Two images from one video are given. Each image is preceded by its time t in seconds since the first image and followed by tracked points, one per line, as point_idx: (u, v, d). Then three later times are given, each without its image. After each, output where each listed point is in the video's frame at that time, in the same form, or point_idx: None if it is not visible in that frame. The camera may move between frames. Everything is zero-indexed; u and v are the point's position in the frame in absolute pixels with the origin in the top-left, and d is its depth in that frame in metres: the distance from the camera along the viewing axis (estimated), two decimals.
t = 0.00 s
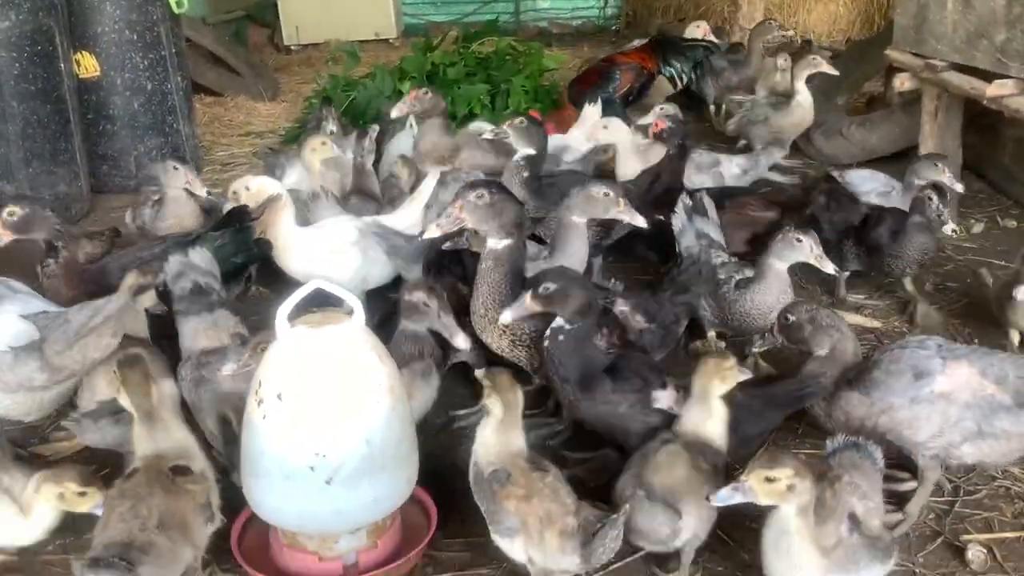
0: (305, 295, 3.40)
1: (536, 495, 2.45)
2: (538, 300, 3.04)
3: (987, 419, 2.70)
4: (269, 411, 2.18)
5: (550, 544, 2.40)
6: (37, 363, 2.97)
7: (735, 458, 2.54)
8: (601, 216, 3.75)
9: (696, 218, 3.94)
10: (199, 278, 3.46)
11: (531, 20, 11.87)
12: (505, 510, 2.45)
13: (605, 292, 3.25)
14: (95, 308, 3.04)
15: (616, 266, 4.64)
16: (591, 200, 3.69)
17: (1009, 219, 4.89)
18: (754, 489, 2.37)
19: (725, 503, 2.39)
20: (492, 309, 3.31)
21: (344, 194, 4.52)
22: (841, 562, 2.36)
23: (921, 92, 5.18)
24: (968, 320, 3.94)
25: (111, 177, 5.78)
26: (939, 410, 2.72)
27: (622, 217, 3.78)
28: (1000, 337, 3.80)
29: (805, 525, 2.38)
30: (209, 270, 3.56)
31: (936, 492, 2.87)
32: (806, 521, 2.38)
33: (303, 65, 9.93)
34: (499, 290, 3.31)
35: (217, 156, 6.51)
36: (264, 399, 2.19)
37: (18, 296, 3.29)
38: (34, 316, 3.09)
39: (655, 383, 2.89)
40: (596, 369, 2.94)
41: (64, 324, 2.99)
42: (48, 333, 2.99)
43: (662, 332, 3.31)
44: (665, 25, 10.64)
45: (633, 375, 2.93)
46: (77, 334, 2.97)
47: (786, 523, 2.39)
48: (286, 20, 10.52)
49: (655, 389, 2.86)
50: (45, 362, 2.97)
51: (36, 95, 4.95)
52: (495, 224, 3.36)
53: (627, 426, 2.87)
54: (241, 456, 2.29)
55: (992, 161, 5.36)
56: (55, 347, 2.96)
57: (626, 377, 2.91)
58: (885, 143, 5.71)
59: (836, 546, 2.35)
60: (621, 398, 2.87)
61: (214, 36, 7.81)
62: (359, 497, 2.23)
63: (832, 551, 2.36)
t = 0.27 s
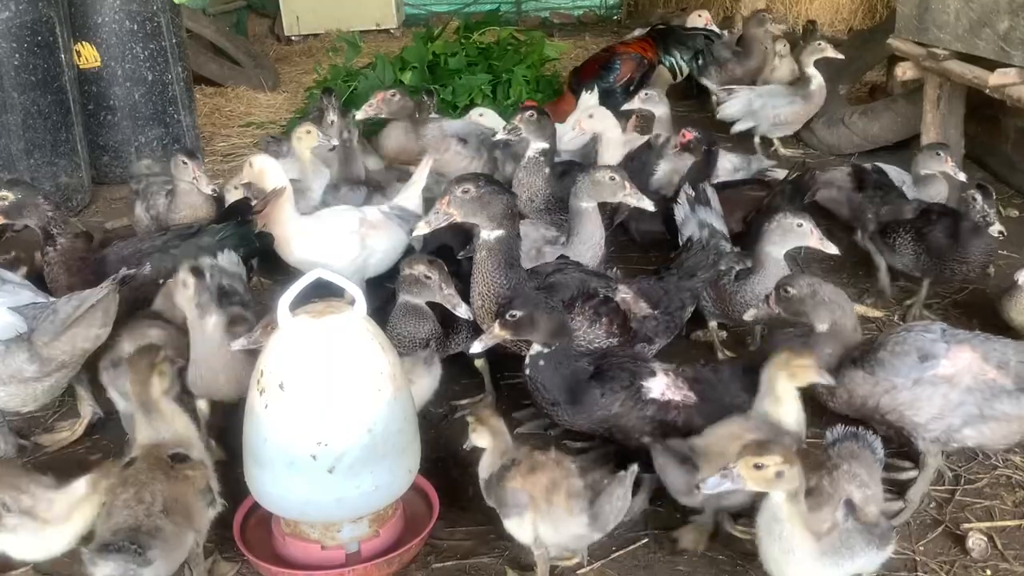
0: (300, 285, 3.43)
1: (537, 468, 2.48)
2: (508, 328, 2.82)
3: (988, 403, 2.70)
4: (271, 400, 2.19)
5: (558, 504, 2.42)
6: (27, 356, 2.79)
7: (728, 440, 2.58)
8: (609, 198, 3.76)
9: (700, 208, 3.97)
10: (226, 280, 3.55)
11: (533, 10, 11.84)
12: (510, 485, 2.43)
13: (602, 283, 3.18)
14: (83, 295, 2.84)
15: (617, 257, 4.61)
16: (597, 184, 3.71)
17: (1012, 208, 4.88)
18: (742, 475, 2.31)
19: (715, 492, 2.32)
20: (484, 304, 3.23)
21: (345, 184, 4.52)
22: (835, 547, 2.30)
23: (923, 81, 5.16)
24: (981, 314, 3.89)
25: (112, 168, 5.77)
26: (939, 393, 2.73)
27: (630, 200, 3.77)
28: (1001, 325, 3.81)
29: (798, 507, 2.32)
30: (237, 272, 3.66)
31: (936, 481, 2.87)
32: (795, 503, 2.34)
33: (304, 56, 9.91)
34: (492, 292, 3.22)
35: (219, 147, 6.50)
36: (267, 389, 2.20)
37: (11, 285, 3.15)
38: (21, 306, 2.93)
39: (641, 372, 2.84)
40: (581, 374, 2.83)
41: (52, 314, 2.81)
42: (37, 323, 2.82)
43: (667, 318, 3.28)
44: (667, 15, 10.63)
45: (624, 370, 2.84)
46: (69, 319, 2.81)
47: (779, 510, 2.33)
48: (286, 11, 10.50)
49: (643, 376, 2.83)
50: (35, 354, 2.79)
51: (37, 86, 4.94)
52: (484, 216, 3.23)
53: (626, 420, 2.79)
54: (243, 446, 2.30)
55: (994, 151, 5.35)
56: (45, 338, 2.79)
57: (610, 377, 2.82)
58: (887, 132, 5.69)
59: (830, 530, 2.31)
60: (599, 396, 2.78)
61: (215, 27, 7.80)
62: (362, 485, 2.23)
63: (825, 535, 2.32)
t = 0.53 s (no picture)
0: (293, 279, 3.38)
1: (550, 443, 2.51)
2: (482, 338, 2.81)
3: (979, 394, 2.66)
4: (275, 393, 2.19)
5: (567, 475, 2.44)
6: (27, 350, 2.79)
7: (732, 428, 2.59)
8: (619, 186, 3.79)
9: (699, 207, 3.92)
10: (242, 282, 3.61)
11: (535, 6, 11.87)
12: (525, 455, 2.47)
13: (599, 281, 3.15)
14: (84, 292, 2.81)
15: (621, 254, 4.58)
16: (607, 173, 3.75)
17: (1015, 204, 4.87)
18: (717, 465, 2.34)
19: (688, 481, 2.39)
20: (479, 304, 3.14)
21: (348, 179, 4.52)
22: (798, 538, 2.32)
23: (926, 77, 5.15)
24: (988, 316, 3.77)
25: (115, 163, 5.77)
26: (928, 373, 2.73)
27: (640, 185, 3.80)
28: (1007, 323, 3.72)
29: (770, 500, 2.34)
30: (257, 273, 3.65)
31: (939, 476, 2.87)
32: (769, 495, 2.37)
33: (306, 52, 9.92)
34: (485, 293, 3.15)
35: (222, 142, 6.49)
36: (270, 382, 2.20)
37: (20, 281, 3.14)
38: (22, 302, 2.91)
39: (624, 372, 2.79)
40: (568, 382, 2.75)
41: (52, 310, 2.79)
42: (38, 319, 2.79)
43: (669, 309, 3.28)
44: (669, 11, 10.64)
45: (617, 373, 2.79)
46: (69, 315, 2.78)
47: (748, 501, 2.35)
48: (288, 7, 10.49)
49: (626, 377, 2.77)
50: (35, 348, 2.79)
51: (40, 81, 4.94)
52: (482, 215, 3.16)
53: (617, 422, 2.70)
54: (246, 439, 2.31)
55: (998, 147, 5.34)
56: (44, 334, 2.78)
57: (592, 385, 2.73)
58: (890, 128, 5.68)
59: (796, 521, 2.33)
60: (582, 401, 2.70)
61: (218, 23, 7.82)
62: (364, 479, 2.24)
63: (790, 527, 2.34)
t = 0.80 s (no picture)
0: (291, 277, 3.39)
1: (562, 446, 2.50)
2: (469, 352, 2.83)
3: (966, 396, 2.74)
4: (283, 395, 2.20)
5: (582, 478, 2.44)
6: (39, 349, 2.79)
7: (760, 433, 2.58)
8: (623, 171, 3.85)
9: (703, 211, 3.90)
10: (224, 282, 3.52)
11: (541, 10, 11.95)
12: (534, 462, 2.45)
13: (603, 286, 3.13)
14: (96, 289, 2.81)
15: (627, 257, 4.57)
16: (609, 157, 3.82)
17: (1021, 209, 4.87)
18: (707, 474, 2.34)
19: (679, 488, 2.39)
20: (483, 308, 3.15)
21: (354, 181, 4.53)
22: (773, 546, 2.32)
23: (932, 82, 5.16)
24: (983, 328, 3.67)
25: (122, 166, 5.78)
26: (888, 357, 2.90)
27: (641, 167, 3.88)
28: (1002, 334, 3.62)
29: (756, 509, 2.35)
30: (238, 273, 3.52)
31: (944, 481, 2.86)
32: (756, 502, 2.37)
33: (312, 55, 9.96)
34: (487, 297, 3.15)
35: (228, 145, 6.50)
36: (278, 384, 2.21)
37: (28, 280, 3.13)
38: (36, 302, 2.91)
39: (607, 370, 2.77)
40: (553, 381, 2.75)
41: (65, 308, 2.79)
42: (50, 318, 2.80)
43: (677, 311, 3.27)
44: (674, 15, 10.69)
45: (602, 371, 2.77)
46: (80, 310, 2.77)
47: (732, 510, 2.36)
48: (294, 10, 10.53)
49: (608, 375, 2.76)
50: (47, 347, 2.79)
51: (48, 84, 4.97)
52: (489, 218, 3.16)
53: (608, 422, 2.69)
54: (255, 441, 2.32)
55: (1003, 152, 5.34)
56: (56, 332, 2.77)
57: (571, 382, 2.73)
58: (895, 133, 5.69)
59: (775, 528, 2.33)
60: (563, 402, 2.70)
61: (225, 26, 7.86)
62: (372, 480, 2.25)
63: (770, 533, 2.34)
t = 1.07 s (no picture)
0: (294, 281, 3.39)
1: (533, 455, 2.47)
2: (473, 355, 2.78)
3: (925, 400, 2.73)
4: (290, 401, 2.20)
5: (558, 485, 2.43)
6: (52, 352, 2.80)
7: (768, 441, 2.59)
8: (653, 186, 3.88)
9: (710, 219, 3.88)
10: (216, 284, 3.52)
11: (546, 18, 12.05)
12: (506, 473, 2.43)
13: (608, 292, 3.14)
14: (115, 292, 2.85)
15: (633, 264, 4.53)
16: (638, 174, 3.84)
17: None
18: (665, 508, 2.29)
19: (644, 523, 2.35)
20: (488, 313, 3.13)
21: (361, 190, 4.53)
22: None
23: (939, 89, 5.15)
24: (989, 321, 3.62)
25: (130, 172, 5.79)
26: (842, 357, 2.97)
27: (672, 181, 3.92)
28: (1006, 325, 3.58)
29: (728, 546, 2.27)
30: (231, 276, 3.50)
31: (953, 489, 2.84)
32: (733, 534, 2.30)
33: (318, 62, 10.00)
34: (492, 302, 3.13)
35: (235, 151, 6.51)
36: (285, 389, 2.21)
37: (45, 284, 3.16)
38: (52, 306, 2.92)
39: (609, 371, 2.78)
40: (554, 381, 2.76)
41: (81, 310, 2.81)
42: (65, 320, 2.81)
43: (685, 317, 3.26)
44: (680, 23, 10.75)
45: (603, 374, 2.77)
46: (99, 314, 2.80)
47: (704, 545, 2.30)
48: (300, 18, 10.58)
49: (609, 376, 2.76)
50: (59, 350, 2.80)
51: (56, 90, 4.99)
52: (496, 225, 3.16)
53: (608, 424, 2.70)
54: (262, 446, 2.31)
55: (1010, 160, 5.34)
56: (72, 335, 2.79)
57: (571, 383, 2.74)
58: (901, 140, 5.68)
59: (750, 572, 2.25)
60: (562, 406, 2.69)
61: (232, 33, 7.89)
62: (379, 486, 2.24)
63: None
